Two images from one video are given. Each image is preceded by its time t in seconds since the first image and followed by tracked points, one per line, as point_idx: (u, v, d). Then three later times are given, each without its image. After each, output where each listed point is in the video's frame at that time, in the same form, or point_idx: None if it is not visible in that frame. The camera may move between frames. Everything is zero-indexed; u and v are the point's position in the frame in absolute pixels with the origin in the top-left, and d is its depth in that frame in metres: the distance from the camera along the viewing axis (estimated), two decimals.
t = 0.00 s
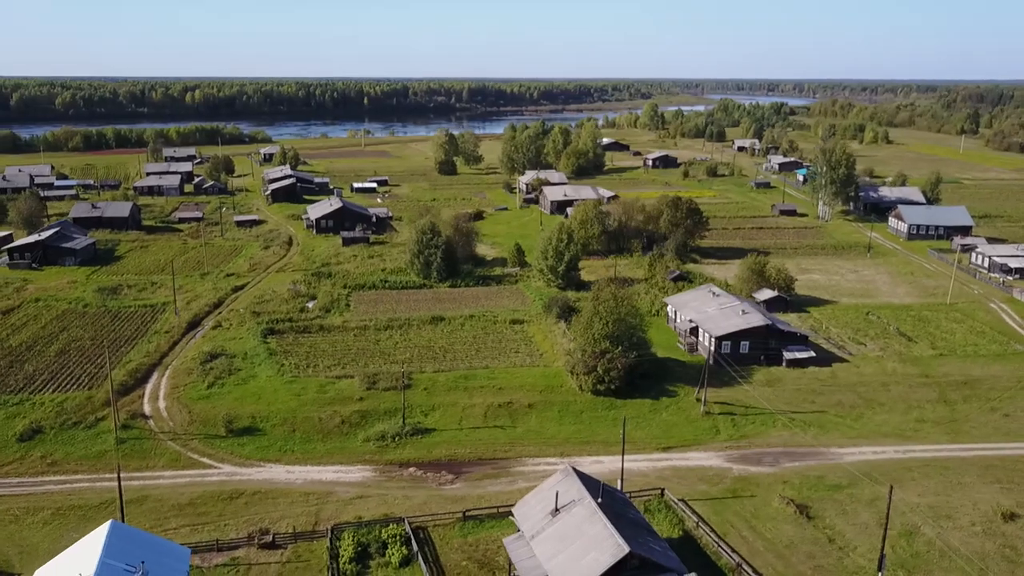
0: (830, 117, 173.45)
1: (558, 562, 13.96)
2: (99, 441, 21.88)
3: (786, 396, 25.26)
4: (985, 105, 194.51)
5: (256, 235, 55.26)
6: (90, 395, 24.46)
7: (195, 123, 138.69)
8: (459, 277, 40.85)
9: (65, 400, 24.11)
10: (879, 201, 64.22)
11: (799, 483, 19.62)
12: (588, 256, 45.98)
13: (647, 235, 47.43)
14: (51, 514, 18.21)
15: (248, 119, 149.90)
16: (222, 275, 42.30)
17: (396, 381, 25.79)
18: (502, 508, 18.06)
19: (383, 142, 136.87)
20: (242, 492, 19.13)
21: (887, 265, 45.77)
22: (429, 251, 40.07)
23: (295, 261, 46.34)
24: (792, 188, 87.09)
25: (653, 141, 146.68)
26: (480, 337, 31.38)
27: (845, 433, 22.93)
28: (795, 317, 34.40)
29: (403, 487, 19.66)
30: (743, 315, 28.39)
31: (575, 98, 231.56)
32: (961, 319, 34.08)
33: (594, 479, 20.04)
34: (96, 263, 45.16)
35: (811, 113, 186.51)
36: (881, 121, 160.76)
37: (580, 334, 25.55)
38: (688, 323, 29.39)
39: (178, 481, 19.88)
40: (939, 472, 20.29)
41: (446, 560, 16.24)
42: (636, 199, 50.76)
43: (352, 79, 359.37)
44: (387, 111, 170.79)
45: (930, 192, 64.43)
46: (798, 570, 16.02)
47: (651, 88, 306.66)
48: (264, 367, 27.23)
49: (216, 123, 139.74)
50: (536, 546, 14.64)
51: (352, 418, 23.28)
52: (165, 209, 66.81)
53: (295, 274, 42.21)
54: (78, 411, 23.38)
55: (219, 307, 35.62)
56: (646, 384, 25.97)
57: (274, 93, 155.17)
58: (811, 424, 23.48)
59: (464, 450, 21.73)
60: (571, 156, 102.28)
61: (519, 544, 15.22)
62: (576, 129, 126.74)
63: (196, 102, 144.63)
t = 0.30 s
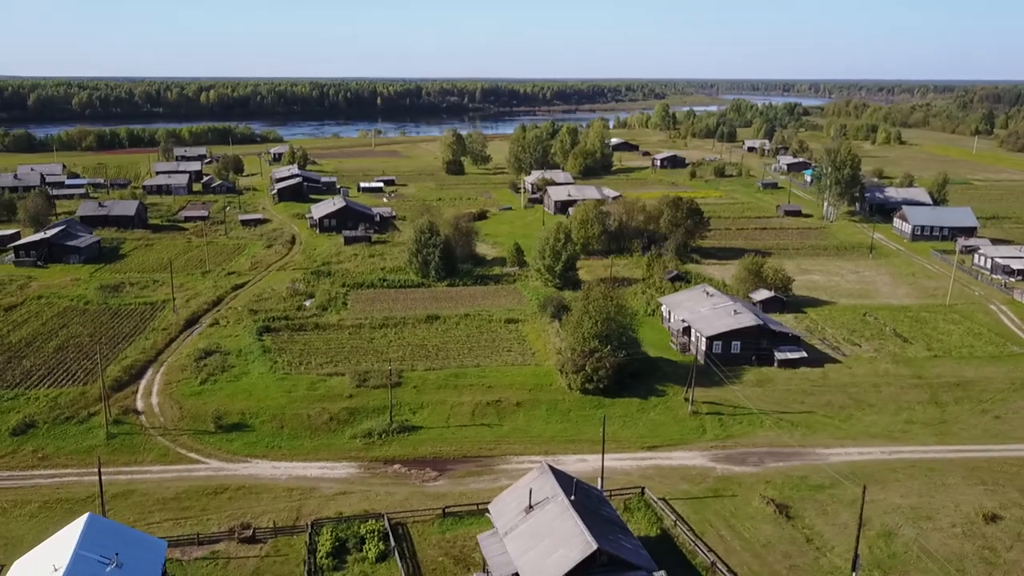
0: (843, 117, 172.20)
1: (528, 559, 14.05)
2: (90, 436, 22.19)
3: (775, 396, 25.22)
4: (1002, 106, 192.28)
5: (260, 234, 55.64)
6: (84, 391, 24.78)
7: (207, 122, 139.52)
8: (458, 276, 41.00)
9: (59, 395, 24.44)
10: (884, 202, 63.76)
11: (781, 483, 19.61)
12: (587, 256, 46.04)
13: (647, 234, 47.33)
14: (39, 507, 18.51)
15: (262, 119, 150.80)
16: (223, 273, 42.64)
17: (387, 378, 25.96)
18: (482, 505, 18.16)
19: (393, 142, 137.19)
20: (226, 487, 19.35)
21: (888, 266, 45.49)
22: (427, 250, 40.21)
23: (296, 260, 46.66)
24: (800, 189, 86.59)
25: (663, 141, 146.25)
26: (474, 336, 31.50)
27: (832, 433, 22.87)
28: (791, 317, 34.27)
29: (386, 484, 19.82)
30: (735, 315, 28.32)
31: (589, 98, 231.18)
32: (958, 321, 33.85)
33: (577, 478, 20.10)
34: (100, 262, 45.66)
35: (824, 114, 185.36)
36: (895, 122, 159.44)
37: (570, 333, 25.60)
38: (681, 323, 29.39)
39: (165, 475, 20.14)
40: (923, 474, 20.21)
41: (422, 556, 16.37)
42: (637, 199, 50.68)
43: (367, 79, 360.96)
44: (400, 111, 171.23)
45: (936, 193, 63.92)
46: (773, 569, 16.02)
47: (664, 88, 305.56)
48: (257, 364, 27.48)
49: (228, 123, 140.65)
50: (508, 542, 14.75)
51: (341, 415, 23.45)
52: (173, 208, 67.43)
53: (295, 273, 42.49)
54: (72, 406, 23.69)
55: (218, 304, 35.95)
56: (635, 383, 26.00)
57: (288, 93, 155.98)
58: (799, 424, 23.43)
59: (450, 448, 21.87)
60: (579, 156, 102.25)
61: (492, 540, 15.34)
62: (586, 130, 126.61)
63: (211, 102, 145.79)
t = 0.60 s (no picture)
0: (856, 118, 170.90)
1: (500, 555, 14.13)
2: (81, 430, 22.49)
3: (764, 397, 25.18)
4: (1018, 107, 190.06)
5: (264, 233, 56.06)
6: (78, 386, 25.12)
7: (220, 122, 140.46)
8: (456, 275, 41.13)
9: (54, 391, 24.79)
10: (890, 203, 63.31)
11: (764, 483, 19.61)
12: (586, 256, 46.06)
13: (648, 234, 47.26)
14: (27, 500, 18.80)
15: (275, 118, 151.75)
16: (225, 272, 42.98)
17: (377, 376, 26.12)
18: (461, 503, 18.27)
19: (403, 142, 137.58)
20: (211, 482, 19.57)
21: (890, 267, 45.18)
22: (425, 249, 40.39)
23: (298, 258, 46.98)
24: (807, 189, 86.11)
25: (673, 142, 145.86)
26: (468, 335, 31.61)
27: (819, 434, 22.82)
28: (788, 318, 34.14)
29: (371, 480, 19.98)
30: (727, 316, 28.29)
31: (602, 99, 230.79)
32: (956, 322, 33.62)
33: (559, 476, 20.17)
34: (105, 259, 46.18)
35: (837, 114, 184.05)
36: (908, 123, 158.08)
37: (560, 332, 25.66)
38: (674, 323, 29.38)
39: (152, 470, 20.38)
40: (908, 475, 20.13)
41: (399, 552, 16.52)
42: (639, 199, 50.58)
43: (382, 79, 362.12)
44: (413, 111, 171.67)
45: (943, 195, 63.41)
46: (748, 568, 16.03)
47: (678, 89, 304.44)
48: (251, 361, 27.72)
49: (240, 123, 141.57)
50: (481, 539, 14.83)
51: (329, 412, 23.64)
52: (180, 207, 68.05)
53: (295, 271, 42.78)
54: (65, 401, 24.01)
55: (217, 302, 36.29)
56: (625, 382, 26.04)
57: (302, 93, 156.76)
58: (787, 424, 23.39)
59: (436, 445, 22.00)
60: (586, 156, 102.23)
61: (468, 538, 15.41)
62: (595, 130, 126.50)
63: (225, 102, 146.95)
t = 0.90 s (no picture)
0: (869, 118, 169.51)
1: (472, 551, 14.23)
2: (74, 425, 22.80)
3: (754, 397, 25.14)
4: None
5: (268, 232, 56.46)
6: (73, 382, 25.46)
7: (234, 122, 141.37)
8: (455, 273, 41.28)
9: (49, 386, 25.14)
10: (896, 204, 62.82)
11: (746, 482, 19.60)
12: (586, 255, 46.06)
13: (648, 234, 47.21)
14: (16, 492, 19.11)
15: (289, 118, 152.55)
16: (226, 270, 43.33)
17: (369, 373, 26.29)
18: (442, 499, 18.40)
19: (413, 141, 137.94)
20: (198, 477, 19.82)
21: (892, 268, 44.85)
22: (424, 248, 40.57)
23: (299, 257, 47.30)
24: (816, 189, 85.60)
25: (684, 142, 145.37)
26: (462, 334, 31.74)
27: (807, 434, 22.76)
28: (784, 318, 34.04)
29: (356, 476, 20.15)
30: (719, 315, 28.27)
31: (616, 99, 230.27)
32: (955, 323, 33.36)
33: (543, 474, 20.25)
34: (109, 257, 46.68)
35: (851, 115, 182.70)
36: (922, 124, 156.62)
37: (550, 330, 25.73)
38: (666, 323, 29.39)
39: (140, 465, 20.65)
40: (893, 475, 20.07)
41: (377, 547, 16.68)
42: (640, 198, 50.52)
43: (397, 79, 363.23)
44: (426, 111, 172.08)
45: (950, 196, 62.87)
46: (724, 567, 16.05)
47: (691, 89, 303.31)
48: (245, 358, 27.99)
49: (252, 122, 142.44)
50: (455, 534, 14.95)
51: (319, 409, 23.83)
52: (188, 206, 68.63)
53: (296, 270, 43.06)
54: (60, 396, 24.33)
55: (216, 300, 36.62)
56: (614, 381, 26.10)
57: (316, 93, 157.54)
58: (775, 424, 23.35)
59: (423, 443, 22.14)
60: (594, 156, 102.11)
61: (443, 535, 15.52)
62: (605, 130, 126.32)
63: (239, 102, 148.03)
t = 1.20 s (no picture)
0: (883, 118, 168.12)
1: (444, 546, 14.36)
2: (67, 419, 23.15)
3: (743, 396, 25.12)
4: None
5: (273, 231, 56.84)
6: (69, 377, 25.80)
7: (246, 121, 142.23)
8: (454, 273, 41.44)
9: (45, 381, 25.52)
10: (902, 204, 62.38)
11: (728, 482, 19.61)
12: (586, 255, 46.12)
13: (649, 234, 47.20)
14: (6, 485, 19.43)
15: (302, 118, 153.26)
16: (228, 268, 43.69)
17: (360, 371, 26.48)
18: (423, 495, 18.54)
19: (424, 141, 138.26)
20: (184, 472, 20.06)
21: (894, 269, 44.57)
22: (423, 247, 40.75)
23: (301, 255, 47.64)
24: (823, 189, 85.10)
25: (694, 142, 144.85)
26: (456, 332, 31.87)
27: (794, 434, 22.73)
28: (780, 318, 33.98)
29: (341, 472, 20.34)
30: (711, 315, 28.28)
31: (629, 99, 229.64)
32: (952, 325, 33.16)
33: (526, 471, 20.35)
34: (114, 255, 47.20)
35: (864, 115, 181.37)
36: (936, 124, 155.16)
37: (540, 329, 25.81)
38: (659, 323, 29.42)
39: (130, 459, 20.92)
40: (877, 476, 20.02)
41: (356, 542, 16.83)
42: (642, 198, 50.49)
43: (410, 80, 364.16)
44: (439, 111, 172.38)
45: (956, 196, 62.37)
46: (699, 565, 16.09)
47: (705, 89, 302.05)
48: (239, 355, 28.27)
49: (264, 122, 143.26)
50: (430, 530, 15.09)
51: (309, 406, 24.04)
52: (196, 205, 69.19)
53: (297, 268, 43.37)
54: (55, 392, 24.67)
55: (216, 298, 36.97)
56: (604, 380, 26.17)
57: (329, 94, 158.21)
58: (762, 424, 23.32)
59: (410, 440, 22.31)
60: (602, 156, 101.90)
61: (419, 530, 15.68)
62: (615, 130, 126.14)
63: (253, 102, 148.91)
